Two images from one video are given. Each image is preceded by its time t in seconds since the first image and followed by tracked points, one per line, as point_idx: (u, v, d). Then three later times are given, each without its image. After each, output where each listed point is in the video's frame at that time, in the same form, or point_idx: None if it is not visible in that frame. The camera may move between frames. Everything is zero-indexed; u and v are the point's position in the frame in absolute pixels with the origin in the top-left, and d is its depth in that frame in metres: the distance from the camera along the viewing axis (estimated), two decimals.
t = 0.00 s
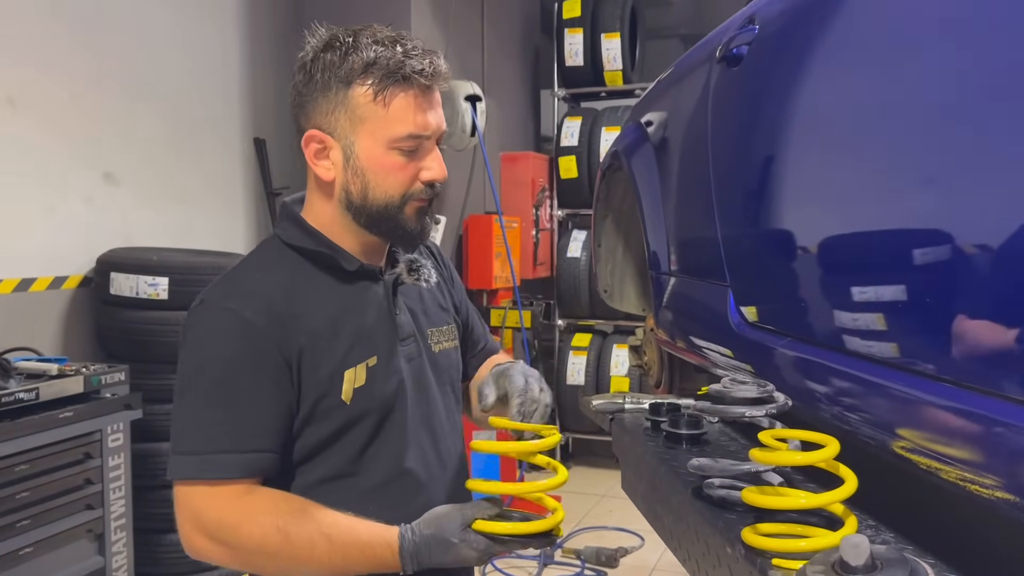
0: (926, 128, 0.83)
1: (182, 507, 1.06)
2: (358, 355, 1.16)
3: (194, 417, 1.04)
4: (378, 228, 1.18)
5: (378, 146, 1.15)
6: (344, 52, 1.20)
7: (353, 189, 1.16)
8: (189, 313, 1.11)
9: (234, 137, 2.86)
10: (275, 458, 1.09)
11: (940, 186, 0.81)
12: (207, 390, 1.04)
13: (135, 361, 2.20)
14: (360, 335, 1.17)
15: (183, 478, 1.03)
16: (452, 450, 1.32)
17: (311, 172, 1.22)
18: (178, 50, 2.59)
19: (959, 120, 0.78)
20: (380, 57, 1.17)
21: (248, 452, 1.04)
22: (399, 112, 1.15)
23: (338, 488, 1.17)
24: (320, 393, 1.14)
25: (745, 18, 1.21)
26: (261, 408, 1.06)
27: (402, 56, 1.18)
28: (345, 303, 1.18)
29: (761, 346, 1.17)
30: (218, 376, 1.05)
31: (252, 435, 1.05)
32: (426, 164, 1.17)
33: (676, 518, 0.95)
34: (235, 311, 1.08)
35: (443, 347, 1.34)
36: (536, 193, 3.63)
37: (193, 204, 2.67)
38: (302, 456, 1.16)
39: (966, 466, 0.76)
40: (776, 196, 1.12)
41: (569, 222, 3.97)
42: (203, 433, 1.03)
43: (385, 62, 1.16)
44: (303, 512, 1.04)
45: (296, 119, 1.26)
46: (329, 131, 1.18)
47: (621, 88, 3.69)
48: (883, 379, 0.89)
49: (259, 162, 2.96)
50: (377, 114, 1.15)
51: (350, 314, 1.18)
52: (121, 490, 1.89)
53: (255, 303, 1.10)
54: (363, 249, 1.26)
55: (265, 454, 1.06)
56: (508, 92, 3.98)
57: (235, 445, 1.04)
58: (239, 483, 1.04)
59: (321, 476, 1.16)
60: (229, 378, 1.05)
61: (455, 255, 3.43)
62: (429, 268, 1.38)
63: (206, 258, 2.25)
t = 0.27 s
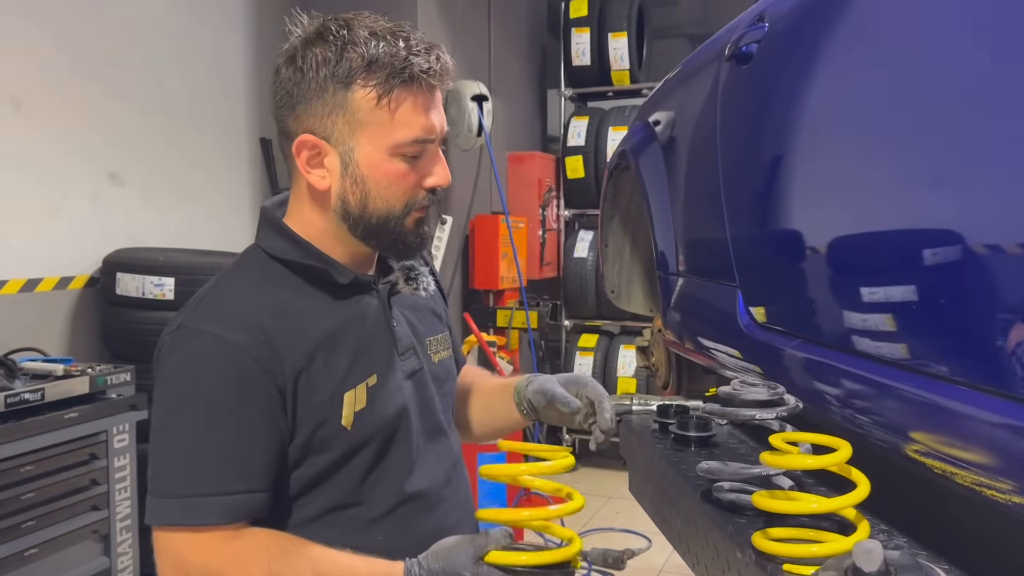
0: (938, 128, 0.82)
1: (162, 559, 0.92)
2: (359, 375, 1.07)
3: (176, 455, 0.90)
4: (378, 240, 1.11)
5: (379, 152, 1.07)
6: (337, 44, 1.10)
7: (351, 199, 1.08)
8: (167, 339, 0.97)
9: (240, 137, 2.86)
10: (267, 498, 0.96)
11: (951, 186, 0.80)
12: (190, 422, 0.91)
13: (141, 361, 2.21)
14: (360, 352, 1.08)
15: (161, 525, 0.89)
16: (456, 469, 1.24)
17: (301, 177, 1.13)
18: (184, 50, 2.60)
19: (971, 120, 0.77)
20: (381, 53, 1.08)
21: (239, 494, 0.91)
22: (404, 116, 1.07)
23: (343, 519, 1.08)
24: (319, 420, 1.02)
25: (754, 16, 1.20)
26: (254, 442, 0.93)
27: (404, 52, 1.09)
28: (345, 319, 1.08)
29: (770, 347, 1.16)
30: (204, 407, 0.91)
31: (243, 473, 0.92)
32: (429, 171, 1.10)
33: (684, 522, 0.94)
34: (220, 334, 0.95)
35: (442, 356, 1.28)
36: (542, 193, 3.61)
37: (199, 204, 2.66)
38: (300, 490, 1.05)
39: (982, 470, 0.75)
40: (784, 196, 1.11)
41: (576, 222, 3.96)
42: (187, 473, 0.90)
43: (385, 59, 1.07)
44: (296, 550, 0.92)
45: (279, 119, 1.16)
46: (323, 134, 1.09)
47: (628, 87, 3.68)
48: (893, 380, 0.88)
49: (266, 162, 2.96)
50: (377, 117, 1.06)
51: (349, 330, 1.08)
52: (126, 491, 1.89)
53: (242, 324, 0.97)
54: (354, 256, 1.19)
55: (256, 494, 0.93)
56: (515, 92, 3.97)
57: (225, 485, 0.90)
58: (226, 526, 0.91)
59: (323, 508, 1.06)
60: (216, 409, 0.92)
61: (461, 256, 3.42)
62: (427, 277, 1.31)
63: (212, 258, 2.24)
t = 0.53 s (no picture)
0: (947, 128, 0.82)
1: None
2: (360, 386, 1.06)
3: (158, 471, 0.86)
4: (381, 243, 1.10)
5: (386, 152, 1.06)
6: (341, 37, 1.08)
7: (355, 200, 1.07)
8: (154, 347, 0.93)
9: (245, 136, 2.86)
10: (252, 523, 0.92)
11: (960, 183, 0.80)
12: (176, 437, 0.87)
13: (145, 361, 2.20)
14: (362, 363, 1.07)
15: (139, 545, 0.85)
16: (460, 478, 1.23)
17: (300, 174, 1.10)
18: (189, 49, 2.59)
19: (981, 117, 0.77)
20: (390, 46, 1.06)
21: (225, 518, 0.88)
22: (414, 114, 1.05)
23: (348, 536, 1.06)
24: (319, 434, 1.00)
25: (761, 13, 1.19)
26: (243, 462, 0.89)
27: (413, 47, 1.08)
28: (345, 331, 1.06)
29: (777, 346, 1.15)
30: (192, 423, 0.87)
31: (231, 495, 0.88)
32: (436, 172, 1.09)
33: (691, 522, 0.93)
34: (214, 345, 0.91)
35: (443, 359, 1.27)
36: (547, 192, 3.60)
37: (204, 204, 2.66)
38: (299, 508, 1.03)
39: (992, 470, 0.74)
40: (791, 194, 1.10)
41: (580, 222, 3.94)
42: (171, 492, 0.86)
43: (394, 55, 1.05)
44: None
45: (274, 112, 1.14)
46: (326, 132, 1.07)
47: (633, 86, 3.67)
48: (902, 378, 0.87)
49: (271, 161, 2.95)
50: (385, 116, 1.05)
51: (349, 342, 1.06)
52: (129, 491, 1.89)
53: (237, 336, 0.94)
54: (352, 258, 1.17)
55: (242, 517, 0.89)
56: (520, 92, 3.97)
57: (209, 506, 0.86)
58: (205, 552, 0.87)
59: (324, 526, 1.04)
60: (204, 425, 0.88)
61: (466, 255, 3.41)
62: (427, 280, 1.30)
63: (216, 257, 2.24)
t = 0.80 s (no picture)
0: (951, 125, 0.81)
1: None
2: (353, 384, 1.05)
3: (145, 471, 0.88)
4: (381, 235, 1.10)
5: (383, 142, 1.05)
6: (330, 24, 1.07)
7: (353, 192, 1.07)
8: (143, 349, 0.94)
9: (247, 135, 2.85)
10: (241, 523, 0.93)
11: (963, 182, 0.80)
12: (161, 438, 0.88)
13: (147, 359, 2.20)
14: (357, 360, 1.07)
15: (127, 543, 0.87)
16: (469, 476, 1.23)
17: (296, 169, 1.10)
18: (191, 48, 2.59)
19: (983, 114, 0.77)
20: (381, 32, 1.05)
21: (211, 517, 0.89)
22: (409, 103, 1.05)
23: (348, 536, 1.06)
24: (311, 433, 1.01)
25: (765, 8, 1.18)
26: (228, 464, 0.90)
27: (405, 31, 1.06)
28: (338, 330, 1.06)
29: (780, 344, 1.14)
30: (177, 425, 0.89)
31: (217, 494, 0.89)
32: (434, 159, 1.09)
33: (694, 521, 0.92)
34: (200, 347, 0.92)
35: (454, 353, 1.25)
36: (549, 191, 3.60)
37: (206, 203, 2.66)
38: (297, 506, 1.04)
39: (998, 468, 0.73)
40: (794, 191, 1.09)
41: (583, 221, 3.94)
42: (156, 492, 0.87)
43: (386, 40, 1.04)
44: None
45: (267, 107, 1.13)
46: (321, 125, 1.07)
47: (636, 85, 3.66)
48: (905, 375, 0.87)
49: (272, 160, 2.95)
50: (379, 106, 1.04)
51: (343, 340, 1.06)
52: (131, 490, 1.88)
53: (224, 337, 0.95)
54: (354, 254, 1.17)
55: (228, 517, 0.90)
56: (522, 90, 3.96)
57: (193, 507, 0.88)
58: (192, 552, 0.88)
59: (322, 526, 1.04)
60: (189, 428, 0.89)
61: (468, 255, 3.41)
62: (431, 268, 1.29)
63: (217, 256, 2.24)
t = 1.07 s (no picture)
0: (952, 120, 0.80)
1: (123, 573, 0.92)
2: (341, 378, 1.05)
3: (131, 467, 0.90)
4: (365, 230, 1.10)
5: (360, 135, 1.05)
6: (303, 19, 1.07)
7: (334, 187, 1.07)
8: (133, 348, 0.97)
9: (246, 133, 2.84)
10: (228, 518, 0.95)
11: (963, 179, 0.79)
12: (145, 435, 0.91)
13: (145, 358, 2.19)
14: (344, 354, 1.06)
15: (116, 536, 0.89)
16: (476, 472, 1.21)
17: (277, 166, 1.11)
18: (191, 46, 2.59)
19: (982, 110, 0.76)
20: (353, 23, 1.05)
21: (196, 512, 0.90)
22: (383, 94, 1.04)
23: (344, 532, 1.05)
24: (296, 430, 1.01)
25: (765, 3, 1.17)
26: (209, 461, 0.92)
27: (378, 21, 1.06)
28: (324, 325, 1.06)
29: (780, 341, 1.13)
30: (156, 423, 0.91)
31: (201, 490, 0.91)
32: (415, 151, 1.08)
33: (693, 519, 0.91)
34: (182, 346, 0.94)
35: (456, 348, 1.23)
36: (549, 190, 3.59)
37: (205, 201, 2.65)
38: (294, 501, 1.04)
39: (999, 464, 0.73)
40: (793, 187, 1.09)
41: (582, 220, 3.93)
42: (141, 487, 0.89)
43: (358, 31, 1.04)
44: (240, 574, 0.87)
45: (249, 106, 1.14)
46: (298, 121, 1.07)
47: (636, 84, 3.65)
48: (907, 371, 0.86)
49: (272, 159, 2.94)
50: (353, 99, 1.04)
51: (330, 335, 1.06)
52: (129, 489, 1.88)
53: (207, 335, 0.96)
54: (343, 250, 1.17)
55: (212, 512, 0.92)
56: (522, 89, 3.95)
57: (175, 503, 0.89)
58: (178, 546, 0.90)
59: (318, 523, 1.04)
60: (169, 425, 0.91)
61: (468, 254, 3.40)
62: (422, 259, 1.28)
63: (216, 254, 2.23)
